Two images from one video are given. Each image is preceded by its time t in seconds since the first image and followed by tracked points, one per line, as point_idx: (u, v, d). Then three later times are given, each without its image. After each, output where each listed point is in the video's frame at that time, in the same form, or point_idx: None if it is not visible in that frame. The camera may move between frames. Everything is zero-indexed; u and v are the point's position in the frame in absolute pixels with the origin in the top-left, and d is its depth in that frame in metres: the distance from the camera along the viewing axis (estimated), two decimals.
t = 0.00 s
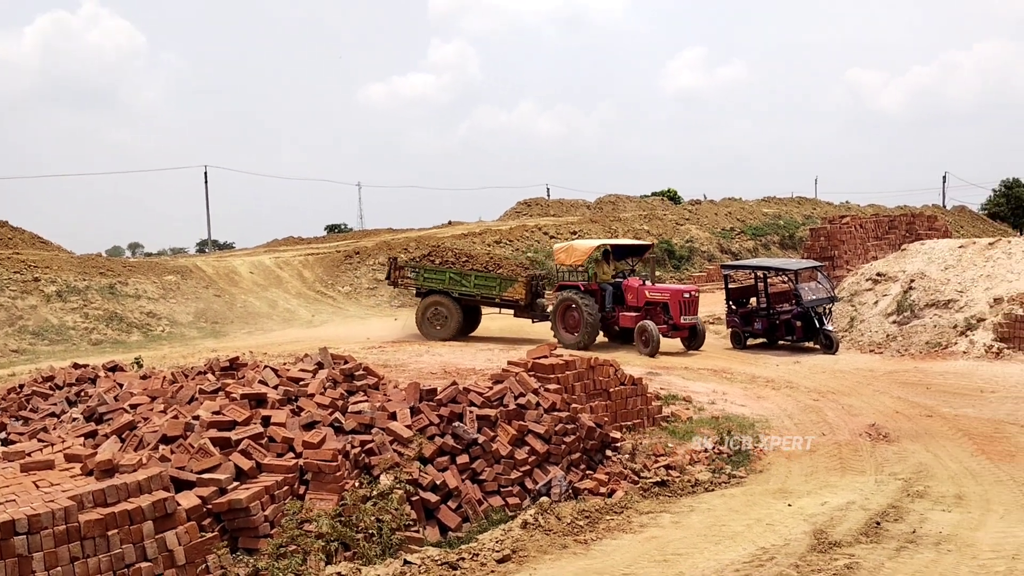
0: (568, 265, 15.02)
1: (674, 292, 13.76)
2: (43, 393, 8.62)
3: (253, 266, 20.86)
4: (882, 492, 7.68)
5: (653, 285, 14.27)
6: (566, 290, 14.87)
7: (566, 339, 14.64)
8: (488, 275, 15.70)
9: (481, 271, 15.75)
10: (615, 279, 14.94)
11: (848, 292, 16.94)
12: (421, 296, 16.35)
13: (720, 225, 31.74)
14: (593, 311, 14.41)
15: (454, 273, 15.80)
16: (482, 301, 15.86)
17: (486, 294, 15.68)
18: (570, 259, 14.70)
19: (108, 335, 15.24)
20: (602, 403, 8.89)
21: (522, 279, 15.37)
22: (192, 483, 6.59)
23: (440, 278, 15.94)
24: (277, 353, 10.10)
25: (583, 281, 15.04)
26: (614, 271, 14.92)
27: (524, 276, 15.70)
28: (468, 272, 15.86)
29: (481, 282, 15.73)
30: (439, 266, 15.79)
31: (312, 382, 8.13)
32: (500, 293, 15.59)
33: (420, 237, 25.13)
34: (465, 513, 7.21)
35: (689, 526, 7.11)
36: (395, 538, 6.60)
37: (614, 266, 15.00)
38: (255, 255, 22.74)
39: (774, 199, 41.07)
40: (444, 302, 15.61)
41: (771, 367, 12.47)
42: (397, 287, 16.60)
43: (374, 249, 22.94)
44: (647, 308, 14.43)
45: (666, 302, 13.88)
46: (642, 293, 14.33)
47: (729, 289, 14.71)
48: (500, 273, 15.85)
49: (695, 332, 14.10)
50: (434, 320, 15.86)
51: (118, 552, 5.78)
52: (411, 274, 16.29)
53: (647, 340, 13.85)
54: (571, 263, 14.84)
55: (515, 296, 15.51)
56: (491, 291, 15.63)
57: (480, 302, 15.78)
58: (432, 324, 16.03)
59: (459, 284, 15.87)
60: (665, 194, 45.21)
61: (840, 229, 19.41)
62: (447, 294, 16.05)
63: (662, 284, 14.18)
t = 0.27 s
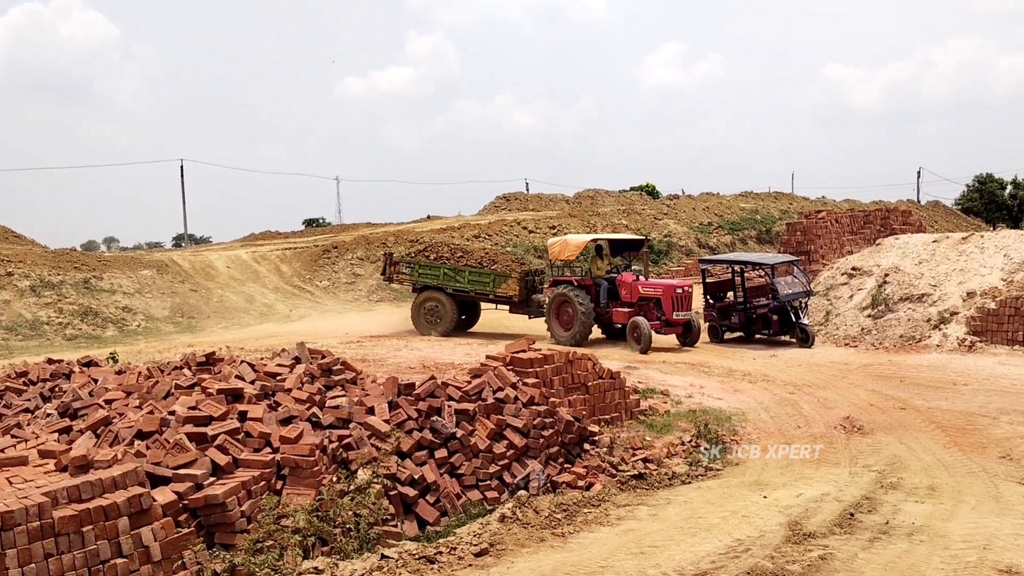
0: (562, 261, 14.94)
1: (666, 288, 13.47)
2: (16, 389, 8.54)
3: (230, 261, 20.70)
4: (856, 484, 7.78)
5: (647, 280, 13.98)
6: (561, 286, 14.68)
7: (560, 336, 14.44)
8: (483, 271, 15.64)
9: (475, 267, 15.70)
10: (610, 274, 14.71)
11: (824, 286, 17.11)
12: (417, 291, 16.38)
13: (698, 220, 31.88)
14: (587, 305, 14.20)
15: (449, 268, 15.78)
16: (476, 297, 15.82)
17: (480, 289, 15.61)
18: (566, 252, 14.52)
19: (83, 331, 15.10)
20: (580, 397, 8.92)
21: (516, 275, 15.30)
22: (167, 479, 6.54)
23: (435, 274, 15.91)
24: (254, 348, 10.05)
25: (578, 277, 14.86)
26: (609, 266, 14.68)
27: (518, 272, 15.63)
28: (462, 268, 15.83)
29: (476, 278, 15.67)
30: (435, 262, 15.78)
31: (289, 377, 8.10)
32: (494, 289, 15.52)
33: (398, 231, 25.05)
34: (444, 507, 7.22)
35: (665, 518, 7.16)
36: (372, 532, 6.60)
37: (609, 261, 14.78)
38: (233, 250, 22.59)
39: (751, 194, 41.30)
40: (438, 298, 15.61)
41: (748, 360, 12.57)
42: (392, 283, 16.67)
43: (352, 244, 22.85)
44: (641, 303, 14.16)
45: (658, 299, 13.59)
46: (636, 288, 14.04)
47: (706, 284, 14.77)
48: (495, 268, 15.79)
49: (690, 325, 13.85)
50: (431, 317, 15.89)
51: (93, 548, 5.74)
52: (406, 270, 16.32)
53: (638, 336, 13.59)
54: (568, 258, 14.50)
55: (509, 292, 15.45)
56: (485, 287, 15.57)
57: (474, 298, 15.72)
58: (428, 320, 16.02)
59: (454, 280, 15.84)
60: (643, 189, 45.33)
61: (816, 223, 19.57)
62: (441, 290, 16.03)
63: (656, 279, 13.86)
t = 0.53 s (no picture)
0: (558, 257, 14.74)
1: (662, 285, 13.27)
2: None
3: (209, 256, 20.53)
4: (835, 478, 7.84)
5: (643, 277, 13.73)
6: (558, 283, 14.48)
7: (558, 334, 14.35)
8: (479, 267, 15.47)
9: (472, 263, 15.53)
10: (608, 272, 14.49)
11: (803, 283, 17.25)
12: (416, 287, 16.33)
13: (679, 216, 31.99)
14: (583, 303, 14.01)
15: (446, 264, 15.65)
16: (474, 293, 15.65)
17: (477, 285, 15.43)
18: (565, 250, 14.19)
19: (61, 327, 14.97)
20: (561, 392, 8.94)
21: (512, 271, 15.15)
22: (146, 476, 6.49)
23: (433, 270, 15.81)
24: (234, 344, 10.00)
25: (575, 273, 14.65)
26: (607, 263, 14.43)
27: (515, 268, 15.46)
28: (459, 264, 15.67)
29: (472, 274, 15.50)
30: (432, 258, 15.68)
31: (269, 373, 8.06)
32: (490, 284, 15.34)
33: (379, 227, 24.97)
34: (425, 503, 7.21)
35: (646, 513, 7.20)
36: (353, 528, 6.59)
37: (606, 258, 14.53)
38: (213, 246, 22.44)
39: (732, 191, 41.50)
40: (436, 294, 15.51)
41: (728, 356, 12.64)
42: (391, 279, 16.65)
43: (333, 239, 22.76)
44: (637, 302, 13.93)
45: (654, 296, 13.38)
46: (633, 286, 13.80)
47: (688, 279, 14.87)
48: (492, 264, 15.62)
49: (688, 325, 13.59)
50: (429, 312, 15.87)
51: (70, 546, 5.70)
52: (404, 266, 16.26)
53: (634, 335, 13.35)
54: (563, 255, 14.03)
55: (505, 288, 15.29)
56: (481, 283, 15.41)
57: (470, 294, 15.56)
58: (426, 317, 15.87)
59: (451, 276, 15.71)
60: (625, 185, 45.39)
61: (796, 220, 19.70)
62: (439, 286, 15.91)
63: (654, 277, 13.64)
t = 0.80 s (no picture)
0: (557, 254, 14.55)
1: (659, 284, 13.05)
2: None
3: (189, 253, 20.38)
4: (814, 474, 7.91)
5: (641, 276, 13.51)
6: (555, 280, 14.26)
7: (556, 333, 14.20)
8: (476, 264, 15.17)
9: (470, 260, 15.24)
10: (606, 270, 14.28)
11: (784, 280, 17.36)
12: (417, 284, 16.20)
13: (661, 214, 32.09)
14: (580, 302, 13.81)
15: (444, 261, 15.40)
16: (471, 290, 15.36)
17: (474, 282, 15.19)
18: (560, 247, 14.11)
19: (39, 324, 14.83)
20: (543, 389, 8.96)
21: (508, 268, 14.88)
22: (125, 474, 6.45)
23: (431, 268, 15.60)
24: (213, 342, 9.95)
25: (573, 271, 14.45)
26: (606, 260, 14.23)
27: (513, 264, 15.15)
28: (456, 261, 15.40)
29: (469, 270, 15.22)
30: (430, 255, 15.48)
31: (249, 370, 8.02)
32: (487, 281, 15.08)
33: (360, 224, 24.87)
34: (406, 501, 7.20)
35: (626, 510, 7.23)
36: (333, 526, 6.58)
37: (605, 255, 14.31)
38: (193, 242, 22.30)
39: (714, 188, 41.66)
40: (434, 292, 15.32)
41: (709, 353, 12.72)
42: (391, 276, 16.54)
43: (315, 236, 22.67)
44: (634, 301, 13.71)
45: (651, 295, 13.16)
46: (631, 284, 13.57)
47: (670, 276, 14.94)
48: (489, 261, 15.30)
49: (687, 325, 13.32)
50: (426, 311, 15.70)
51: (48, 545, 5.66)
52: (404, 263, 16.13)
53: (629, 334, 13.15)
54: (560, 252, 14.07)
55: (502, 286, 14.98)
56: (478, 280, 15.13)
57: (467, 291, 15.32)
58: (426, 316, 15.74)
59: (449, 273, 15.50)
60: (607, 182, 45.44)
61: (777, 218, 19.82)
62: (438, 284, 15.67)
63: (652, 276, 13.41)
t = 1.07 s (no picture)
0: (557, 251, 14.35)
1: (656, 283, 12.86)
2: None
3: (173, 251, 20.26)
4: (798, 471, 7.96)
5: (639, 276, 13.34)
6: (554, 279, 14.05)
7: (555, 332, 14.09)
8: (476, 262, 15.06)
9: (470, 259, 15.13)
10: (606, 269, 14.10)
11: (768, 278, 17.45)
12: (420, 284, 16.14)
13: (647, 212, 32.17)
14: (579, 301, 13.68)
15: (445, 260, 15.40)
16: (471, 289, 15.23)
17: (474, 280, 15.07)
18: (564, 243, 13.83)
19: (20, 322, 14.70)
20: (528, 387, 8.97)
21: (506, 266, 14.68)
22: (107, 474, 6.41)
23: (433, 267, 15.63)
24: (196, 341, 9.90)
25: (572, 269, 14.31)
26: (606, 259, 14.06)
27: (513, 263, 14.97)
28: (457, 260, 15.33)
29: (469, 269, 15.13)
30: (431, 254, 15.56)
31: (233, 369, 7.99)
32: (487, 279, 14.95)
33: (345, 222, 24.80)
34: (391, 499, 7.19)
35: (611, 508, 7.25)
36: (318, 525, 6.57)
37: (605, 253, 14.15)
38: (178, 240, 22.17)
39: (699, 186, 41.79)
40: (434, 291, 15.33)
41: (695, 351, 12.77)
42: (393, 276, 16.50)
43: (300, 234, 22.60)
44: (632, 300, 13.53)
45: (648, 294, 12.97)
46: (629, 283, 13.40)
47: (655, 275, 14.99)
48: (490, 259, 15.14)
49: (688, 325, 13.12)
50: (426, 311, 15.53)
51: (30, 545, 5.60)
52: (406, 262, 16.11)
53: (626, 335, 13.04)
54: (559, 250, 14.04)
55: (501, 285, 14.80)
56: (477, 279, 15.02)
57: (467, 289, 15.19)
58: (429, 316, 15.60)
59: (449, 272, 15.41)
60: (592, 180, 45.49)
61: (761, 216, 19.91)
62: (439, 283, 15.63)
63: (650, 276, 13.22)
